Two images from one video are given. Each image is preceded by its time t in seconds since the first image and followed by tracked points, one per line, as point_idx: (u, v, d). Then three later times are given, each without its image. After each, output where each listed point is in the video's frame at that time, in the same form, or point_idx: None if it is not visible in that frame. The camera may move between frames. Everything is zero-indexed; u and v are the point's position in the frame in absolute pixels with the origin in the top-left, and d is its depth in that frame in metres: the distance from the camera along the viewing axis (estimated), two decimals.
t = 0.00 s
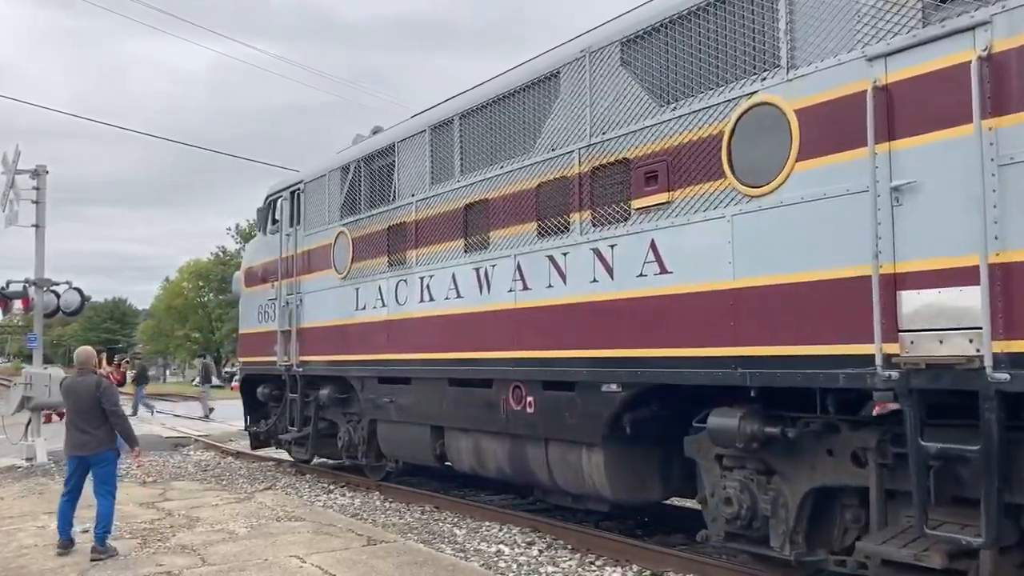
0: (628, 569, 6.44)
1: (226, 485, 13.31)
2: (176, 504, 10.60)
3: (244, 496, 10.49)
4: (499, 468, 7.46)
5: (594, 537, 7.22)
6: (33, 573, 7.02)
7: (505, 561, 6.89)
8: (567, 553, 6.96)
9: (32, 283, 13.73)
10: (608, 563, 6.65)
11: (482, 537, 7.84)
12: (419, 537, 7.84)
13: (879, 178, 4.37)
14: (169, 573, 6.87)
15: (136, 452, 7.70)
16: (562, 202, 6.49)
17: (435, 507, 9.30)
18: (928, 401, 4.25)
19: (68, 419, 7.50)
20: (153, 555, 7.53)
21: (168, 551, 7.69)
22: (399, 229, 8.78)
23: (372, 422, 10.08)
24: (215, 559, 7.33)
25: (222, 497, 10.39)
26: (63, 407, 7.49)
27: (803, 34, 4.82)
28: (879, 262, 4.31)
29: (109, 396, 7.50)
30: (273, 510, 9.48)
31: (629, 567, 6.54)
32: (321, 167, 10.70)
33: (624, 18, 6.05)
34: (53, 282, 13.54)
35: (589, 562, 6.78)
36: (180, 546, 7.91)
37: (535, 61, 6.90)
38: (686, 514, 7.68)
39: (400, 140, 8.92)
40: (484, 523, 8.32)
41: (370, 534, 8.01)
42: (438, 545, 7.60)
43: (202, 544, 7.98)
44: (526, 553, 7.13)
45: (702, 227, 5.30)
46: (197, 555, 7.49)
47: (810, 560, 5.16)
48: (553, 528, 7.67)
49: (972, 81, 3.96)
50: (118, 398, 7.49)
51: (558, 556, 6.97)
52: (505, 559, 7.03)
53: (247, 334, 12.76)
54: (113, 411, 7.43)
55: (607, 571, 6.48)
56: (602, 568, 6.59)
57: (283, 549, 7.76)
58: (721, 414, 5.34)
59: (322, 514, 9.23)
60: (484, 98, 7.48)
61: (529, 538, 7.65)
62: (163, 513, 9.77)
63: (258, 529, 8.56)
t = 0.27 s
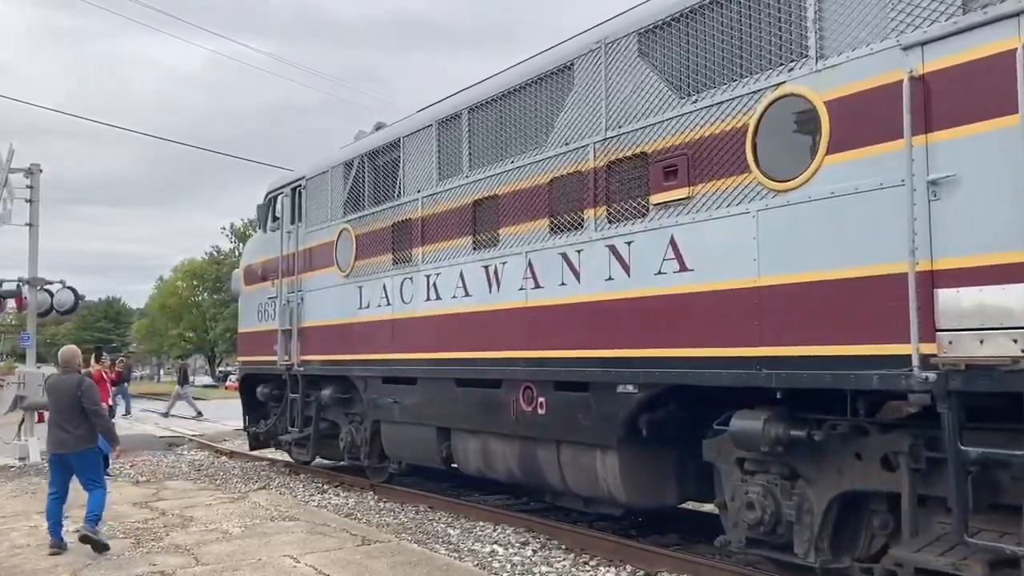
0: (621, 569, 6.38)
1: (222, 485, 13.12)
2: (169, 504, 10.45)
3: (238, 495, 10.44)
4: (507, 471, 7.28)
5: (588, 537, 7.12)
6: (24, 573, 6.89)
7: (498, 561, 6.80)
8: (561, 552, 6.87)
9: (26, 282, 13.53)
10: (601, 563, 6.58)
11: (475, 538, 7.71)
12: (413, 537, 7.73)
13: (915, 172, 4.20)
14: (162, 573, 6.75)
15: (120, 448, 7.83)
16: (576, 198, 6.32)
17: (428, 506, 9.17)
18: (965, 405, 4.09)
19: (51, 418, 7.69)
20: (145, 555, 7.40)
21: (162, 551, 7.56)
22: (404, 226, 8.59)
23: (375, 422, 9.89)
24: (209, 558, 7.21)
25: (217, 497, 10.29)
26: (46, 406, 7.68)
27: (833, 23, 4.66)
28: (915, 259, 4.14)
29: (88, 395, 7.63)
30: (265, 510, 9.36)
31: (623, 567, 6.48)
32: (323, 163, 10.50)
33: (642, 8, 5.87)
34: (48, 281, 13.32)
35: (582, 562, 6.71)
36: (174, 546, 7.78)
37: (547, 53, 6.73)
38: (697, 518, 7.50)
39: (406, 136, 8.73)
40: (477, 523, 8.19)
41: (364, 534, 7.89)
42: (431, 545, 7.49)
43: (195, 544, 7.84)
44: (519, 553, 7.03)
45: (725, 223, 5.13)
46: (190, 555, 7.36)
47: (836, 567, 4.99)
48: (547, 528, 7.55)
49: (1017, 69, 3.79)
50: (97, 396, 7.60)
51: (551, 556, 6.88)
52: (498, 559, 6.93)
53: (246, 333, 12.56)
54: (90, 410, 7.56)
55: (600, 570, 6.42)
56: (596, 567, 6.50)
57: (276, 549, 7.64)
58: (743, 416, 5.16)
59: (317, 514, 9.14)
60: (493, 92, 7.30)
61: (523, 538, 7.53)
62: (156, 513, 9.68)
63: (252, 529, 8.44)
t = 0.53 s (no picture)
0: (612, 569, 6.31)
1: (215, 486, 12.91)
2: (159, 504, 10.29)
3: (229, 496, 10.33)
4: (515, 475, 7.10)
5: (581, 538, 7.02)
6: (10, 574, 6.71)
7: (490, 562, 6.70)
8: (552, 552, 6.79)
9: (14, 283, 13.26)
10: (592, 564, 6.48)
11: (467, 538, 7.59)
12: (404, 538, 7.61)
13: (952, 165, 4.03)
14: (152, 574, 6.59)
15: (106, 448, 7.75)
16: (589, 194, 6.14)
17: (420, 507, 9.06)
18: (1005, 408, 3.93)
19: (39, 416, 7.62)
20: (135, 556, 7.23)
21: (151, 551, 7.39)
22: (408, 224, 8.40)
23: (376, 424, 9.68)
24: (199, 559, 7.07)
25: (209, 497, 10.17)
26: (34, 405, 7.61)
27: (863, 11, 4.50)
28: (953, 256, 3.98)
29: (77, 392, 7.57)
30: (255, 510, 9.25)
31: (614, 567, 6.40)
32: (323, 160, 10.29)
33: None
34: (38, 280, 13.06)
35: (574, 562, 6.62)
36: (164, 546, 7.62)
37: (558, 46, 6.55)
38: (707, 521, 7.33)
39: (408, 131, 8.54)
40: (469, 523, 8.08)
41: (355, 535, 7.75)
42: (423, 546, 7.37)
43: (185, 544, 7.67)
44: (511, 553, 6.92)
45: (749, 219, 4.96)
46: (181, 556, 7.20)
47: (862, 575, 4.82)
48: (539, 529, 7.43)
49: None
50: (83, 395, 7.54)
51: (543, 556, 6.79)
52: (490, 559, 6.83)
53: (242, 333, 12.33)
54: (77, 408, 7.49)
55: (592, 571, 6.34)
56: (587, 569, 6.41)
57: (267, 549, 7.49)
58: (766, 419, 5.00)
59: (308, 514, 9.03)
60: (501, 85, 7.11)
61: (514, 538, 7.43)
62: (146, 513, 9.51)
63: (243, 529, 8.29)
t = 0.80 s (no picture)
0: (599, 569, 6.28)
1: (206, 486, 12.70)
2: (145, 504, 10.14)
3: (217, 496, 10.22)
4: (520, 479, 6.91)
5: (569, 539, 6.94)
6: None
7: (479, 563, 6.61)
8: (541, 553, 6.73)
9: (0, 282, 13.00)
10: (581, 564, 6.44)
11: (456, 539, 7.49)
12: (392, 538, 7.50)
13: (990, 158, 3.88)
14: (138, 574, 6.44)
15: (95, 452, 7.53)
16: (600, 190, 5.97)
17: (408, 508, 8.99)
18: None
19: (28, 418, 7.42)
20: (121, 556, 7.07)
21: (137, 551, 7.23)
22: (410, 221, 8.21)
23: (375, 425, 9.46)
24: (187, 559, 6.91)
25: (197, 498, 10.05)
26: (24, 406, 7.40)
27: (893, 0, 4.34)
28: (991, 253, 3.83)
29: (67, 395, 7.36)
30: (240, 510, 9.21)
31: (602, 568, 6.37)
32: (320, 156, 10.08)
33: None
34: (24, 279, 12.80)
35: (562, 562, 6.57)
36: (152, 546, 7.44)
37: (567, 38, 6.37)
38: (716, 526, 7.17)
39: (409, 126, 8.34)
40: (457, 524, 7.98)
41: (343, 536, 7.61)
42: (411, 547, 7.25)
43: (172, 544, 7.51)
44: (500, 554, 6.85)
45: (771, 216, 4.80)
46: (167, 556, 7.05)
47: None
48: (528, 530, 7.33)
49: None
50: (72, 396, 7.31)
51: (532, 557, 6.72)
52: (478, 560, 6.75)
53: (236, 333, 12.08)
54: (66, 411, 7.27)
55: (580, 571, 6.29)
56: (576, 571, 6.34)
57: (254, 550, 7.34)
58: (788, 422, 4.84)
59: (295, 515, 8.93)
60: (507, 79, 6.93)
61: (502, 539, 7.35)
62: (133, 514, 9.39)
63: (230, 530, 8.14)
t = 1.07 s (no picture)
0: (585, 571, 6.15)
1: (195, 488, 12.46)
2: (129, 506, 9.98)
3: (203, 498, 10.10)
4: (525, 484, 6.72)
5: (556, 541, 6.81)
6: None
7: (465, 565, 6.45)
8: (528, 555, 6.59)
9: None
10: (568, 566, 6.30)
11: (442, 540, 7.34)
12: (378, 540, 7.35)
13: None
14: None
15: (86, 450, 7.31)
16: (612, 186, 5.79)
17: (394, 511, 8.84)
18: None
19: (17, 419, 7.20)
20: (105, 558, 6.88)
21: (122, 553, 7.05)
22: (409, 219, 8.00)
23: (371, 428, 9.25)
24: (173, 562, 6.74)
25: (179, 500, 9.90)
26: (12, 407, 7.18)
27: None
28: None
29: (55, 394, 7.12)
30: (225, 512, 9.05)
31: (589, 570, 6.23)
32: (316, 152, 9.85)
33: None
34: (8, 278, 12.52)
35: (549, 564, 6.42)
36: (136, 548, 7.25)
37: (577, 29, 6.19)
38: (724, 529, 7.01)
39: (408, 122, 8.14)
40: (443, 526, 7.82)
41: (329, 538, 7.44)
42: (397, 548, 7.09)
43: (157, 546, 7.32)
44: (486, 556, 6.70)
45: (794, 212, 4.63)
46: (152, 558, 6.87)
47: None
48: (515, 532, 7.19)
49: None
50: (60, 397, 7.07)
51: (519, 558, 6.57)
52: (465, 561, 6.59)
53: (228, 333, 11.80)
54: (55, 410, 7.05)
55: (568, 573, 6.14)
56: (562, 571, 6.22)
57: (240, 552, 7.17)
58: (810, 426, 4.66)
59: (279, 516, 8.79)
60: (513, 72, 6.74)
61: (489, 540, 7.19)
62: (118, 515, 9.29)
63: (215, 532, 7.98)
